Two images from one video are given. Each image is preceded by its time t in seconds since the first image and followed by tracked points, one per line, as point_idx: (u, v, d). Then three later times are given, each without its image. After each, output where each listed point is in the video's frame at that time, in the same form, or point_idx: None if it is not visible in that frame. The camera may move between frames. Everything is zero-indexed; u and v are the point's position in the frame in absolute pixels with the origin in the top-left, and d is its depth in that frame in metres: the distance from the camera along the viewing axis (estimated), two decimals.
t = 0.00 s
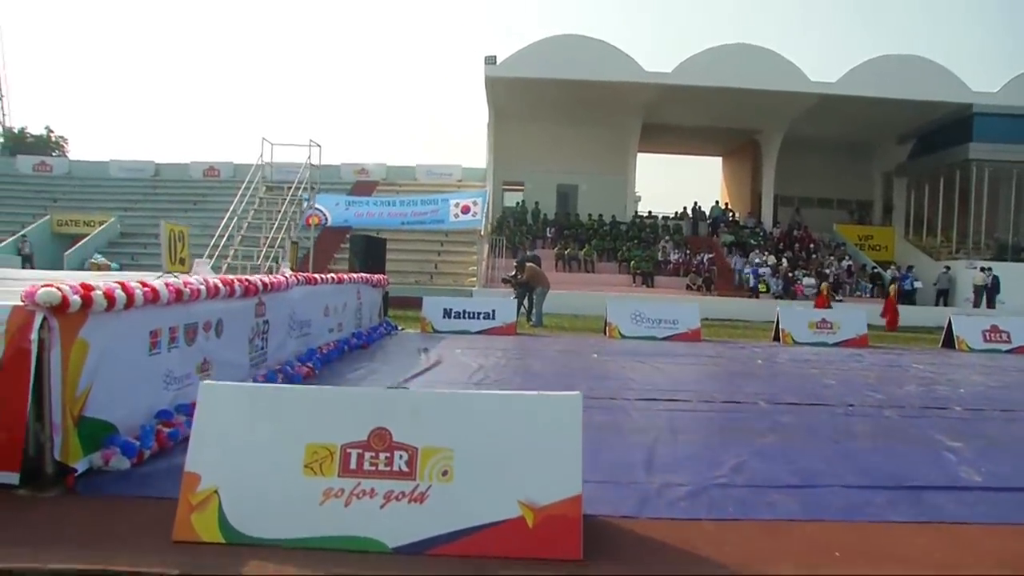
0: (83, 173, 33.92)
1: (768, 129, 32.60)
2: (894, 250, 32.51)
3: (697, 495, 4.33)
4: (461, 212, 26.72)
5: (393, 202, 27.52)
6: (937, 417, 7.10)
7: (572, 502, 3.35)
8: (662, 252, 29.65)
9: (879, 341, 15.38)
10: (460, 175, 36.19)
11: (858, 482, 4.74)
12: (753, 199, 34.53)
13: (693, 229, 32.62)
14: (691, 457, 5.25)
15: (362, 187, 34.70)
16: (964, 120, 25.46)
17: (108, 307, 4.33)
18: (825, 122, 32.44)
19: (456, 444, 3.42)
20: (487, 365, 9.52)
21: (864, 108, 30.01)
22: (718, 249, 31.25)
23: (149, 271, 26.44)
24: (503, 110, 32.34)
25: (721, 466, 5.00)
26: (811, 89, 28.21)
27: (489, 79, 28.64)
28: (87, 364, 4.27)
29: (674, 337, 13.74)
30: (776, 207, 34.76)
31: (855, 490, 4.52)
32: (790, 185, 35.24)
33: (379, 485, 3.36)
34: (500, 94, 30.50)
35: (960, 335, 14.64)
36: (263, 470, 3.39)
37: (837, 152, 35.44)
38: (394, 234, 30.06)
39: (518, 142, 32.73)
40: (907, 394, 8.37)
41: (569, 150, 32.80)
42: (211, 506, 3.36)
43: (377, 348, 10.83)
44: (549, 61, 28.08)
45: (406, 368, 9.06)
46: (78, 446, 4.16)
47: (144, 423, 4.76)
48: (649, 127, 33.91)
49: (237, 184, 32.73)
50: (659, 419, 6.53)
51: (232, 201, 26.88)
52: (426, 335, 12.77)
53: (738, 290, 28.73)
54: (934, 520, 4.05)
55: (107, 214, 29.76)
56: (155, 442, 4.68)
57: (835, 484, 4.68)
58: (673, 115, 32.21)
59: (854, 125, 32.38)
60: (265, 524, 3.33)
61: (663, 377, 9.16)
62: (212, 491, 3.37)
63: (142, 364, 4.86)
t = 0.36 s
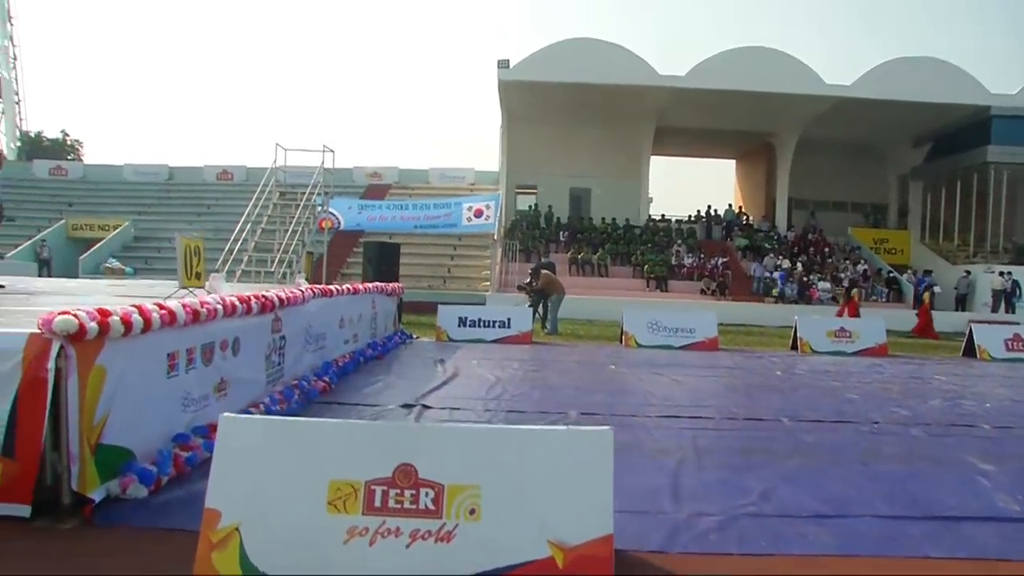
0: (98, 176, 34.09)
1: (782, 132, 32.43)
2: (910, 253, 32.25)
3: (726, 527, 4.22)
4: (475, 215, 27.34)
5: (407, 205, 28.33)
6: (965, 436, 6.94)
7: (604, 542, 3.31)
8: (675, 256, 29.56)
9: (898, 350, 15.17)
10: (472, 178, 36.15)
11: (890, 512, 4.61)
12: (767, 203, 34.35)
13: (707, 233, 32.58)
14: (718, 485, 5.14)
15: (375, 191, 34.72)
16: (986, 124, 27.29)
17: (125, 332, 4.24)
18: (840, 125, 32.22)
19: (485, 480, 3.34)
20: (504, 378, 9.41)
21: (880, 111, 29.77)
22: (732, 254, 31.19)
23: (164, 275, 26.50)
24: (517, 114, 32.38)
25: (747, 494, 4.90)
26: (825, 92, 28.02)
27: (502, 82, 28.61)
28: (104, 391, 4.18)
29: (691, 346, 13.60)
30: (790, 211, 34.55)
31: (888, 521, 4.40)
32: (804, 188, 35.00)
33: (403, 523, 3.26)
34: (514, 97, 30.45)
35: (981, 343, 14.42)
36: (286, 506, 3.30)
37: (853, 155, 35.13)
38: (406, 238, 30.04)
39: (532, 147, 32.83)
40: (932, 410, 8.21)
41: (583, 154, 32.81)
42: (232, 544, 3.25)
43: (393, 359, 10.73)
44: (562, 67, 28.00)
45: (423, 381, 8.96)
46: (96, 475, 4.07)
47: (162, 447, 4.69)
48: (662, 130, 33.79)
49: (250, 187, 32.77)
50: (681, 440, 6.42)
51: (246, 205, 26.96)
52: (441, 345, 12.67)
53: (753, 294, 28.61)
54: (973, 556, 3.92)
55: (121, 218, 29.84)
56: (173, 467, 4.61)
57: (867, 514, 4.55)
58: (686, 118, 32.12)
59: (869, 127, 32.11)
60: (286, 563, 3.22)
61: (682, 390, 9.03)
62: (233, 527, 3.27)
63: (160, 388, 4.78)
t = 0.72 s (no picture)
0: (109, 178, 34.20)
1: (794, 132, 32.23)
2: (924, 255, 32.00)
3: (755, 556, 4.12)
4: (485, 216, 27.42)
5: (417, 206, 28.32)
6: (992, 452, 6.80)
7: None
8: (686, 258, 29.44)
9: (915, 356, 15.01)
10: (483, 179, 36.09)
11: (921, 540, 4.50)
12: (779, 204, 34.18)
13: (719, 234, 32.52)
14: (742, 511, 5.03)
15: (385, 192, 34.74)
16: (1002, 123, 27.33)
17: (140, 356, 4.16)
18: (853, 126, 31.99)
19: (511, 517, 3.23)
20: (519, 388, 9.31)
21: (893, 112, 29.54)
22: (744, 255, 31.10)
23: (176, 277, 26.53)
24: (527, 116, 32.41)
25: (773, 521, 4.79)
26: (836, 92, 27.82)
27: (513, 83, 28.52)
28: (120, 415, 4.11)
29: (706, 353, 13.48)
30: (802, 212, 34.37)
31: (920, 550, 4.30)
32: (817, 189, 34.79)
33: (428, 561, 3.19)
34: (525, 98, 30.36)
35: (1000, 350, 14.23)
36: (306, 542, 3.21)
37: (866, 157, 34.86)
38: (416, 239, 30.03)
39: (543, 149, 32.90)
40: (955, 423, 8.06)
41: (594, 156, 32.88)
42: None
43: (406, 368, 10.66)
44: (572, 68, 27.89)
45: (437, 391, 8.87)
46: (111, 502, 4.00)
47: (177, 471, 4.62)
48: (673, 131, 33.67)
49: (260, 188, 32.79)
50: (702, 458, 6.32)
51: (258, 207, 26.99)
52: (454, 352, 12.58)
53: (766, 295, 28.44)
54: None
55: (133, 220, 29.89)
56: (188, 490, 4.54)
57: (898, 542, 4.45)
58: (697, 119, 32.05)
59: (882, 128, 31.87)
60: None
61: (699, 402, 8.92)
62: (253, 564, 3.19)
63: (175, 410, 4.71)
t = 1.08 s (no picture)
0: (120, 175, 34.24)
1: (806, 129, 32.00)
2: (937, 252, 31.78)
3: None
4: (495, 212, 27.50)
5: (428, 203, 28.19)
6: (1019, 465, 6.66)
7: None
8: (697, 255, 29.33)
9: (931, 358, 14.84)
10: (493, 175, 36.00)
11: (957, 566, 4.37)
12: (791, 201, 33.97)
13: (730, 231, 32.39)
14: (770, 532, 4.91)
15: (395, 189, 34.71)
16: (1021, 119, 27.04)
17: (155, 376, 4.07)
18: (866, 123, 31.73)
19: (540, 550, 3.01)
20: (533, 395, 9.20)
21: (907, 108, 29.27)
22: (755, 252, 30.96)
23: (187, 275, 26.55)
24: (537, 113, 32.37)
25: (805, 544, 4.67)
26: (849, 89, 27.57)
27: (523, 80, 28.38)
28: (137, 437, 4.03)
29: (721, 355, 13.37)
30: (815, 208, 34.17)
31: None
32: (828, 186, 34.57)
33: None
34: (535, 95, 30.24)
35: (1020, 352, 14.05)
36: None
37: (878, 153, 34.60)
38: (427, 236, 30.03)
39: (553, 145, 32.88)
40: (979, 433, 7.91)
41: (605, 153, 32.86)
42: None
43: (419, 372, 10.57)
44: (582, 65, 27.78)
45: (450, 398, 8.77)
46: (127, 525, 3.94)
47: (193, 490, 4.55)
48: (685, 128, 33.51)
49: (271, 185, 32.80)
50: (725, 473, 6.20)
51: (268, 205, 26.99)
52: (466, 355, 12.49)
53: (778, 293, 28.27)
54: None
55: (144, 217, 29.93)
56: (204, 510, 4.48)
57: (933, 568, 4.33)
58: (708, 116, 31.93)
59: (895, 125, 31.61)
60: None
61: (717, 409, 8.79)
62: None
63: (190, 429, 4.63)
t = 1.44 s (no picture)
0: (131, 169, 34.27)
1: (819, 122, 31.73)
2: (952, 247, 31.72)
3: None
4: (506, 207, 27.51)
5: (438, 197, 28.09)
6: None
7: None
8: (709, 250, 29.17)
9: (949, 358, 14.66)
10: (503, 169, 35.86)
11: None
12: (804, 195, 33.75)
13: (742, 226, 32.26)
14: (797, 550, 4.82)
15: (405, 183, 34.63)
16: None
17: (172, 396, 3.99)
18: (880, 117, 31.44)
19: None
20: (549, 399, 9.09)
21: (923, 102, 28.96)
22: (768, 247, 30.76)
23: (197, 270, 26.55)
24: (548, 107, 32.25)
25: (834, 565, 4.57)
26: (862, 81, 27.26)
27: (534, 74, 28.22)
28: (153, 458, 3.95)
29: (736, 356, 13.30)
30: (828, 203, 33.94)
31: None
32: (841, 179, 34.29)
33: None
34: (546, 89, 30.11)
35: None
36: None
37: (892, 147, 34.30)
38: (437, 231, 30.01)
39: (564, 139, 32.77)
40: (1003, 442, 7.76)
41: (616, 146, 32.70)
42: None
43: (433, 374, 10.50)
44: (597, 59, 27.58)
45: (466, 402, 8.67)
46: (144, 548, 3.85)
47: (209, 508, 4.48)
48: (697, 121, 33.31)
49: (281, 179, 32.77)
50: (748, 486, 6.12)
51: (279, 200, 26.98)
52: (480, 356, 12.40)
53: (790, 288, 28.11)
54: None
55: (155, 212, 29.94)
56: (222, 530, 4.40)
57: None
58: (720, 109, 31.73)
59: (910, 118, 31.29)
60: None
61: (735, 416, 8.67)
62: None
63: (208, 446, 4.56)
